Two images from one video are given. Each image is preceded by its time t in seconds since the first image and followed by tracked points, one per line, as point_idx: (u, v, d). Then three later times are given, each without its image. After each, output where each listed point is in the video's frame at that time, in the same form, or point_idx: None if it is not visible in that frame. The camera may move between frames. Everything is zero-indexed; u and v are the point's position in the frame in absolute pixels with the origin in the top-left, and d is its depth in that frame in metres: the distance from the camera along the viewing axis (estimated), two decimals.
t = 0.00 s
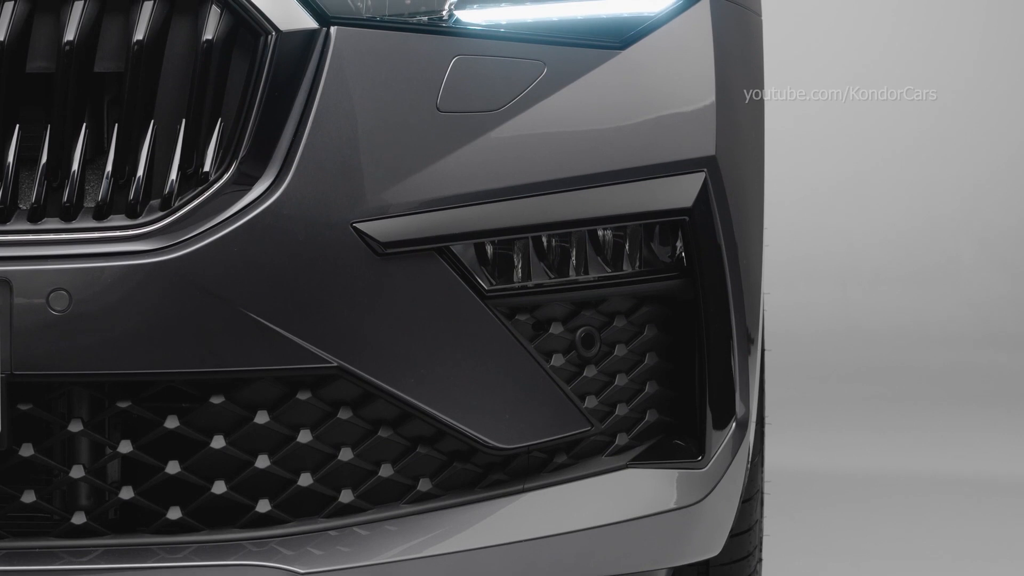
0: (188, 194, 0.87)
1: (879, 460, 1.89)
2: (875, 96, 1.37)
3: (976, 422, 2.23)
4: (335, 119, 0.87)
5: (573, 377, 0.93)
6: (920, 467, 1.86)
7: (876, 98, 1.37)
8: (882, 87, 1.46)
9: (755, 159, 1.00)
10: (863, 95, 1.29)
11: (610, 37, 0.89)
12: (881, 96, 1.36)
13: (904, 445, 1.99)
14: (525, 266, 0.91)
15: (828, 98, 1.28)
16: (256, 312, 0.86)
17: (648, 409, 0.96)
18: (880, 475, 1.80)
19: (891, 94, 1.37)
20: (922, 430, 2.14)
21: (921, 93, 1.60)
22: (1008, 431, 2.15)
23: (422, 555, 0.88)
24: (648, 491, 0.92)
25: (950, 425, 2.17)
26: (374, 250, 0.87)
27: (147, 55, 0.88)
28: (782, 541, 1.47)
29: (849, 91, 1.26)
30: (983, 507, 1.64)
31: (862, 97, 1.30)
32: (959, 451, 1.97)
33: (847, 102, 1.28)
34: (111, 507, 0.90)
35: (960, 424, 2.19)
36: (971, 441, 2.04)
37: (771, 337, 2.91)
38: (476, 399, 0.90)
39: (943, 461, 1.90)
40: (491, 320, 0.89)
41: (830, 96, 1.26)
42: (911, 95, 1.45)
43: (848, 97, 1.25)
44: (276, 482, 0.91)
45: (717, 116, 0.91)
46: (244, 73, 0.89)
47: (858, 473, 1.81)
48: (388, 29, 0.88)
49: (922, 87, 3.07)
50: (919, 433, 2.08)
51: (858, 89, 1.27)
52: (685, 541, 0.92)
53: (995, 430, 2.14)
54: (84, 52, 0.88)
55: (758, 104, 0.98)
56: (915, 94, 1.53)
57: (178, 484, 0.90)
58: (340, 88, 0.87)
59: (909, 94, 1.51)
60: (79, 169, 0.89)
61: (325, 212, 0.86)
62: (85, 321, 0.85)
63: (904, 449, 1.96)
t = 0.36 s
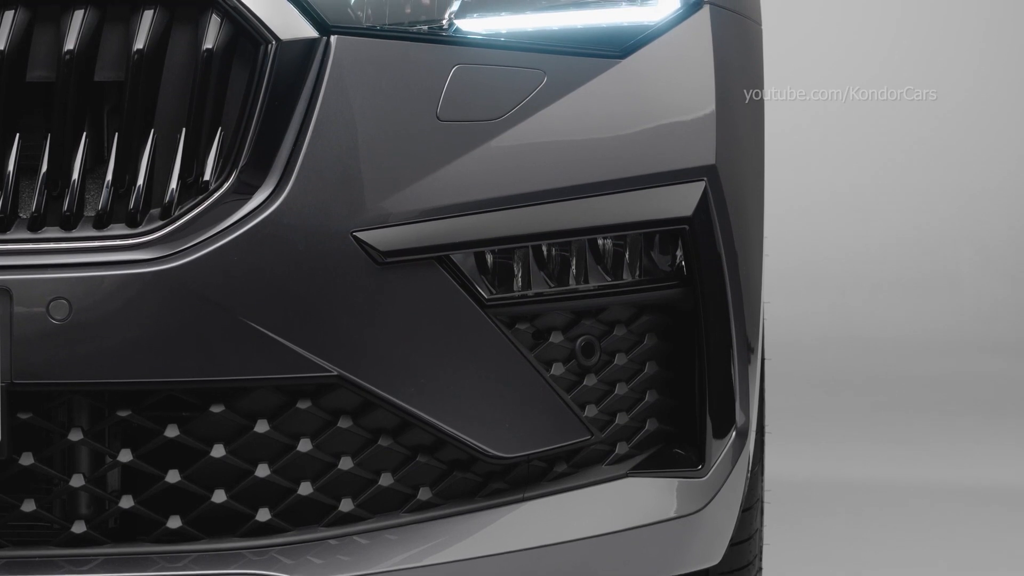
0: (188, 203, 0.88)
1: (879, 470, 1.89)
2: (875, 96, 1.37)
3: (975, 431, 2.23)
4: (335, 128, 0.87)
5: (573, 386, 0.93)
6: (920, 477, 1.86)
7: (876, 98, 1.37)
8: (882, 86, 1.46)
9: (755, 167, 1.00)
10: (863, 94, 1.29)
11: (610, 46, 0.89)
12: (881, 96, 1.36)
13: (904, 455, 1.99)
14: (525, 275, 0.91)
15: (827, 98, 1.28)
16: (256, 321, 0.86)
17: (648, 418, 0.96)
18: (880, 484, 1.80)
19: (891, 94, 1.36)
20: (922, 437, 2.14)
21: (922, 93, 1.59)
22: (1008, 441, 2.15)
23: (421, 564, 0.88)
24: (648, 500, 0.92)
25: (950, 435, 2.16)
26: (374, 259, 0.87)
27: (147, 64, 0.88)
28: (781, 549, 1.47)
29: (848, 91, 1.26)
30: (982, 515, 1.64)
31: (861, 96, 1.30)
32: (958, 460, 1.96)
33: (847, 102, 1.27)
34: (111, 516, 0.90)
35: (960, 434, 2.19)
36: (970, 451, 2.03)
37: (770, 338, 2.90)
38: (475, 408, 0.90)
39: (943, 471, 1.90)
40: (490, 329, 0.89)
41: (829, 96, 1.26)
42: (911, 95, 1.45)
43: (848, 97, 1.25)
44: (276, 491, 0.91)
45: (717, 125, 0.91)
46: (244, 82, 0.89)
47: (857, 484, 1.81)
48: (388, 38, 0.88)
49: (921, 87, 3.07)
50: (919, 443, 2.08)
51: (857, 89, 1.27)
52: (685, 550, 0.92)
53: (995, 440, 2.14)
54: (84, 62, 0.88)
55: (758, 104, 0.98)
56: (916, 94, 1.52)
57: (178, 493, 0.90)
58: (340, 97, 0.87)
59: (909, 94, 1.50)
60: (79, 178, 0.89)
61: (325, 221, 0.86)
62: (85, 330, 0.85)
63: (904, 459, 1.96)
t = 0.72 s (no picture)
0: (188, 213, 0.88)
1: (879, 480, 1.89)
2: (875, 96, 1.37)
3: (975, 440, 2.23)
4: (335, 138, 0.87)
5: (573, 396, 0.93)
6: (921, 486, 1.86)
7: (876, 97, 1.37)
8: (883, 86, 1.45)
9: (755, 175, 1.00)
10: (864, 94, 1.28)
11: (610, 56, 0.89)
12: (881, 97, 1.36)
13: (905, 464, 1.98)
14: (525, 285, 0.91)
15: (827, 98, 1.28)
16: (256, 331, 0.86)
17: (648, 428, 0.96)
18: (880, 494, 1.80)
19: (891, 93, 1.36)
20: (921, 447, 2.14)
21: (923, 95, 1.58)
22: (1008, 450, 2.15)
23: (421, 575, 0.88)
24: (648, 510, 0.92)
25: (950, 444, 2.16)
26: (374, 269, 0.87)
27: (147, 75, 0.88)
28: (780, 558, 1.47)
29: (848, 91, 1.25)
30: (981, 526, 1.64)
31: (861, 96, 1.29)
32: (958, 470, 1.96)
33: (847, 102, 1.27)
34: (111, 526, 0.90)
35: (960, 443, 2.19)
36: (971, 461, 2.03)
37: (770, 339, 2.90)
38: (475, 418, 0.90)
39: (943, 480, 1.90)
40: (490, 339, 0.89)
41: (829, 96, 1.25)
42: (912, 95, 1.44)
43: (848, 97, 1.24)
44: (276, 501, 0.91)
45: (717, 135, 0.91)
46: (244, 92, 0.89)
47: (857, 492, 1.81)
48: (388, 48, 0.88)
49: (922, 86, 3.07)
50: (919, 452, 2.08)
51: (858, 89, 1.26)
52: (685, 560, 0.92)
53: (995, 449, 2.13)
54: (84, 72, 0.88)
55: (758, 104, 0.98)
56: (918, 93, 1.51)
57: (179, 503, 0.90)
58: (340, 107, 0.87)
59: (910, 95, 1.50)
60: (79, 189, 0.89)
61: (325, 231, 0.86)
62: (85, 340, 0.85)
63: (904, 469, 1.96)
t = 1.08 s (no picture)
0: (188, 224, 0.88)
1: (880, 491, 1.89)
2: (875, 96, 1.37)
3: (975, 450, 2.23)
4: (335, 149, 0.87)
5: (574, 407, 0.93)
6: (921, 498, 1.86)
7: (877, 97, 1.37)
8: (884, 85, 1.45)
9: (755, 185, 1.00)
10: (864, 94, 1.28)
11: (610, 67, 0.89)
12: (882, 96, 1.36)
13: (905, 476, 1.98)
14: (525, 296, 0.91)
15: (827, 98, 1.28)
16: (256, 342, 0.86)
17: (648, 439, 0.96)
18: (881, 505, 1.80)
19: (892, 93, 1.36)
20: (920, 457, 2.14)
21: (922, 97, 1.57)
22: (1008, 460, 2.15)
23: None
24: (648, 521, 0.92)
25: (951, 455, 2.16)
26: (374, 280, 0.87)
27: (148, 86, 0.88)
28: (780, 568, 1.47)
29: (848, 91, 1.25)
30: (980, 537, 1.65)
31: (862, 96, 1.29)
32: (959, 481, 1.96)
33: (847, 102, 1.27)
34: (111, 537, 0.90)
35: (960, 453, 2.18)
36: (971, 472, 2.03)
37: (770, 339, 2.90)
38: (475, 429, 0.90)
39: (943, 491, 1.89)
40: (490, 350, 0.89)
41: (829, 95, 1.25)
42: (914, 96, 1.44)
43: (848, 97, 1.24)
44: (276, 512, 0.91)
45: (717, 146, 0.91)
46: (244, 103, 0.89)
47: (857, 503, 1.81)
48: (388, 59, 0.88)
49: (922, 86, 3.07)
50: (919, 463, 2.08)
51: (858, 89, 1.26)
52: (685, 571, 0.93)
53: (995, 460, 2.13)
54: (84, 83, 0.88)
55: (758, 104, 0.98)
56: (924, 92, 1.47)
57: (179, 514, 0.90)
58: (339, 118, 0.87)
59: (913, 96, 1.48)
60: (79, 200, 0.89)
61: (324, 242, 0.86)
62: (85, 351, 0.85)
63: (904, 480, 1.96)
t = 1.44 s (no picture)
0: (188, 236, 0.88)
1: (880, 502, 1.89)
2: (874, 96, 1.37)
3: (975, 458, 2.23)
4: (336, 161, 0.87)
5: (574, 419, 0.93)
6: (922, 509, 1.86)
7: (876, 97, 1.37)
8: (884, 84, 1.45)
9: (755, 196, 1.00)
10: (864, 94, 1.28)
11: (610, 79, 0.89)
12: (881, 96, 1.36)
13: (906, 486, 1.98)
14: (525, 308, 0.91)
15: (827, 97, 1.28)
16: (256, 354, 0.87)
17: (648, 451, 0.95)
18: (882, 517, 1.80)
19: (891, 93, 1.36)
20: (920, 466, 2.14)
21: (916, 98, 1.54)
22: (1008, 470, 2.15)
23: None
24: (648, 532, 0.92)
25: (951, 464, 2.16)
26: (374, 291, 0.87)
27: (148, 98, 0.88)
28: None
29: (848, 91, 1.25)
30: (979, 548, 1.65)
31: (861, 95, 1.29)
32: (959, 492, 1.96)
33: (847, 102, 1.27)
34: (111, 549, 0.90)
35: (960, 462, 2.19)
36: (971, 483, 2.03)
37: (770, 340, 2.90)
38: (475, 442, 0.90)
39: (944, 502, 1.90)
40: (490, 362, 0.89)
41: (829, 95, 1.25)
42: (915, 97, 1.44)
43: (848, 97, 1.25)
44: (276, 524, 0.91)
45: (717, 157, 0.91)
46: (244, 115, 0.89)
47: (856, 514, 1.81)
48: (388, 71, 0.88)
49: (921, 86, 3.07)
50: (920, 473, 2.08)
51: (858, 89, 1.26)
52: None
53: (995, 470, 2.14)
54: (84, 95, 0.88)
55: (758, 104, 0.99)
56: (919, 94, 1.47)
57: (179, 525, 0.90)
58: (340, 130, 0.87)
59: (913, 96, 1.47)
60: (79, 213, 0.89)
61: (324, 255, 0.86)
62: (85, 363, 0.85)
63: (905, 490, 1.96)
